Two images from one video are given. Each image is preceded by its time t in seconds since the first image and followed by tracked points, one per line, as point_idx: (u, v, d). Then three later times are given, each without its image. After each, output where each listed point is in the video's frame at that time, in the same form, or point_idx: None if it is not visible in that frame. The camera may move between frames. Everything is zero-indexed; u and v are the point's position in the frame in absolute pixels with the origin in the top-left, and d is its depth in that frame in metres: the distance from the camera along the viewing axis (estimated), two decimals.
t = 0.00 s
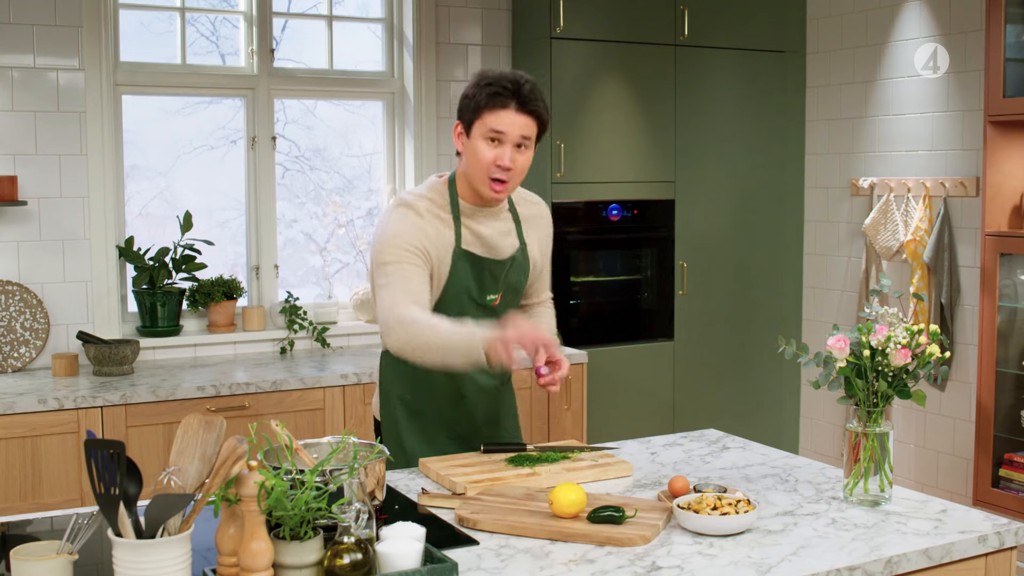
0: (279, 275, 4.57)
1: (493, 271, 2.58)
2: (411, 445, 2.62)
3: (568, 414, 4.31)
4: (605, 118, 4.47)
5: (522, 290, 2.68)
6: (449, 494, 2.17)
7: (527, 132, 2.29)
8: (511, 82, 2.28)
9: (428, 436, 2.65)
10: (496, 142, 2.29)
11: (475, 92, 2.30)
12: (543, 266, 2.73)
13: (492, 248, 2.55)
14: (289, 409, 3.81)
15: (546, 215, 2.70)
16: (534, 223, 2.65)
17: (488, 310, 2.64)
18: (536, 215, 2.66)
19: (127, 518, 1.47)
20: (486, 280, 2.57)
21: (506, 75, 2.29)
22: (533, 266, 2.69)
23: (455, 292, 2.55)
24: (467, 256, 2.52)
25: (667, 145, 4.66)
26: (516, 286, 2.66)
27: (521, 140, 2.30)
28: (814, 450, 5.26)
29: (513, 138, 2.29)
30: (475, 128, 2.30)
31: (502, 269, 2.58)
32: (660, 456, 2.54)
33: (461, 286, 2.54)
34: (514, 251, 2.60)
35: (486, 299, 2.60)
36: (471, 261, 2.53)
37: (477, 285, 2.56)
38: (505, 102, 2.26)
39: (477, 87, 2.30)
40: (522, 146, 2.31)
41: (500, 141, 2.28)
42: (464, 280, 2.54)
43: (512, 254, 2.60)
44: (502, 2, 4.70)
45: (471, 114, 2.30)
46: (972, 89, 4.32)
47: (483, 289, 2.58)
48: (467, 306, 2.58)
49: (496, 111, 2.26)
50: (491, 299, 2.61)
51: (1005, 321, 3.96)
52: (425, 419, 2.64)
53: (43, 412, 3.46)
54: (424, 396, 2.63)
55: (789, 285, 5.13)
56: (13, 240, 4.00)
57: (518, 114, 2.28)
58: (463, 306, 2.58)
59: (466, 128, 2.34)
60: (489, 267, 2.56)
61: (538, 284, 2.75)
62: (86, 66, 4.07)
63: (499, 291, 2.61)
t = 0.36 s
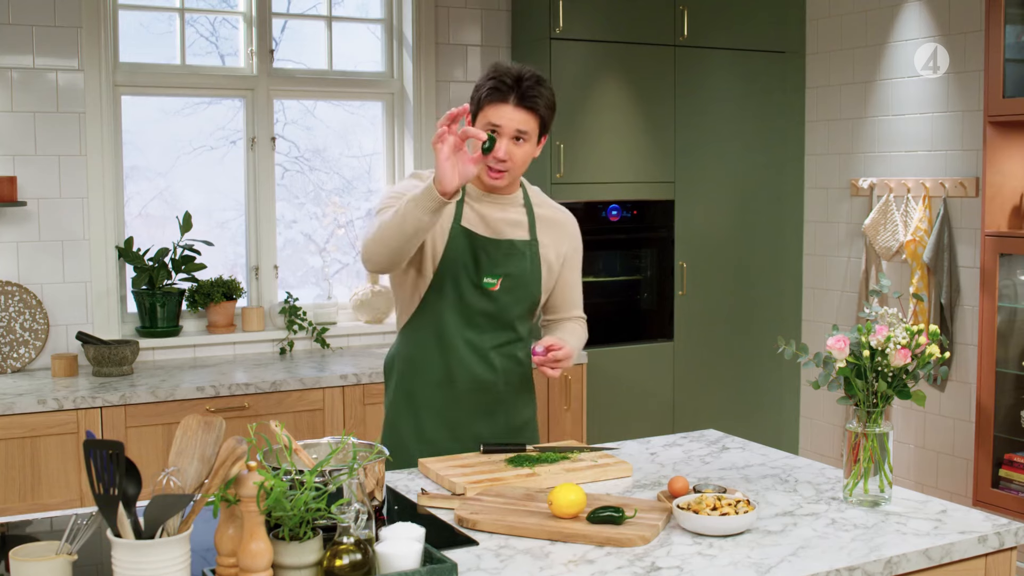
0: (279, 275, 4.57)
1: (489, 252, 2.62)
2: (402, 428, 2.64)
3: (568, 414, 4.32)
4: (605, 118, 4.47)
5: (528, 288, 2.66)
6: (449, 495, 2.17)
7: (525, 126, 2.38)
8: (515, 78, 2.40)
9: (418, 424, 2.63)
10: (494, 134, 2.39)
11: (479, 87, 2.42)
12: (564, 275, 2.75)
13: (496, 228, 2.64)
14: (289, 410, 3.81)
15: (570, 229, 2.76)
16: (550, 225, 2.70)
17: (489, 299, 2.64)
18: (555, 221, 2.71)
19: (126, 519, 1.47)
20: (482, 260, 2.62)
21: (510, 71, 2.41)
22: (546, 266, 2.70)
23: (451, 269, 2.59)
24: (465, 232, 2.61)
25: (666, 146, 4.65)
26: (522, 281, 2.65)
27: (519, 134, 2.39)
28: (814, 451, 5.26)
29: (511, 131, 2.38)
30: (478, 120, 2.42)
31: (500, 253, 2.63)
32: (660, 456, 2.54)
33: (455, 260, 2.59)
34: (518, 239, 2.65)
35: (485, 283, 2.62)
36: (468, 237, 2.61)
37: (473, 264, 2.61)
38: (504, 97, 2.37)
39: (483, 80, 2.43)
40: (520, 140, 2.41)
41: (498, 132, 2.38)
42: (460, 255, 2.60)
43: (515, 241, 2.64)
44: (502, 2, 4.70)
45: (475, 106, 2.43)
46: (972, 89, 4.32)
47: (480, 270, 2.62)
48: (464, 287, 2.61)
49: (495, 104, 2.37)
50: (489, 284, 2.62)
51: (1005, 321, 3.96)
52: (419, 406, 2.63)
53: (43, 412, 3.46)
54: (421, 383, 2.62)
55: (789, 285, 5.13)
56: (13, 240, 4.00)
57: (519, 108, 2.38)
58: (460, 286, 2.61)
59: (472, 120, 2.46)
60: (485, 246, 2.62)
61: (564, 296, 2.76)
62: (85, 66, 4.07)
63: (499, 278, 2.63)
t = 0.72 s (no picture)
0: (279, 275, 4.57)
1: (494, 246, 2.63)
2: (409, 426, 2.64)
3: (568, 414, 4.31)
4: (605, 117, 4.47)
5: (535, 281, 2.66)
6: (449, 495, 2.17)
7: (527, 120, 2.39)
8: (518, 73, 2.41)
9: (426, 421, 2.62)
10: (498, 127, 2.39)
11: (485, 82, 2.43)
12: (571, 271, 2.74)
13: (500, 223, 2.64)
14: (288, 410, 3.81)
15: (576, 225, 2.76)
16: (555, 221, 2.70)
17: (496, 293, 2.63)
18: (560, 217, 2.71)
19: (126, 519, 1.47)
20: (488, 254, 2.63)
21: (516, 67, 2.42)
22: (552, 260, 2.70)
23: (456, 262, 2.60)
24: (471, 227, 2.62)
25: (666, 146, 4.65)
26: (528, 274, 2.65)
27: (521, 128, 2.39)
28: (814, 450, 5.26)
29: (513, 124, 2.38)
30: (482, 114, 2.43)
31: (505, 246, 2.64)
32: (660, 456, 2.54)
33: (461, 255, 2.61)
34: (522, 233, 2.66)
35: (490, 275, 2.62)
36: (473, 231, 2.62)
37: (478, 257, 2.62)
38: (508, 91, 2.38)
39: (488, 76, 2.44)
40: (522, 134, 2.41)
41: (500, 125, 2.38)
42: (465, 249, 2.61)
43: (519, 234, 2.65)
44: (501, 2, 4.70)
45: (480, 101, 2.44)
46: (971, 89, 4.32)
47: (485, 263, 2.62)
48: (470, 281, 2.61)
49: (499, 97, 2.38)
50: (495, 276, 2.62)
51: (1005, 321, 3.95)
52: (426, 403, 2.62)
53: (42, 413, 3.46)
54: (428, 379, 2.62)
55: (789, 285, 5.13)
56: (12, 240, 4.00)
57: (521, 102, 2.38)
58: (466, 280, 2.61)
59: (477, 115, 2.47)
60: (490, 240, 2.63)
61: (572, 293, 2.75)
62: (85, 66, 4.07)
63: (504, 270, 2.63)
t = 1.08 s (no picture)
0: (279, 275, 4.57)
1: (497, 242, 2.62)
2: (416, 427, 2.64)
3: (567, 414, 4.31)
4: (605, 117, 4.47)
5: (538, 276, 2.66)
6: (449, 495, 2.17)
7: (514, 97, 2.42)
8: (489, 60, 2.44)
9: (432, 421, 2.62)
10: (491, 114, 2.42)
11: (458, 79, 2.46)
12: (573, 264, 2.78)
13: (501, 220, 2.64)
14: (288, 409, 3.80)
15: (576, 218, 2.78)
16: (556, 215, 2.72)
17: (501, 290, 2.62)
18: (561, 211, 2.73)
19: (125, 519, 1.47)
20: (491, 251, 2.62)
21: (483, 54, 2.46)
22: (555, 253, 2.72)
23: (461, 263, 2.59)
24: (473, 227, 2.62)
25: (665, 146, 4.65)
26: (532, 269, 2.64)
27: (513, 107, 2.42)
28: (814, 450, 5.26)
29: (505, 106, 2.41)
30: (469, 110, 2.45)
31: (508, 242, 2.64)
32: (660, 456, 2.54)
33: (465, 253, 2.59)
34: (523, 227, 2.66)
35: (495, 272, 2.61)
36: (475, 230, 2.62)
37: (483, 255, 2.61)
38: (487, 77, 2.42)
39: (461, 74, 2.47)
40: (516, 113, 2.43)
41: (493, 111, 2.41)
42: (469, 248, 2.60)
43: (520, 229, 2.65)
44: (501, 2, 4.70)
45: (461, 99, 2.46)
46: (971, 89, 4.32)
47: (489, 261, 2.61)
48: (475, 280, 2.60)
49: (482, 86, 2.41)
50: (499, 273, 2.61)
51: (1005, 321, 3.95)
52: (433, 403, 2.62)
53: (42, 412, 3.46)
54: (434, 379, 2.62)
55: (789, 285, 5.13)
56: (12, 240, 4.00)
57: (503, 84, 2.42)
58: (471, 278, 2.60)
59: (463, 115, 2.49)
60: (494, 238, 2.62)
61: (575, 285, 2.79)
62: (85, 66, 4.07)
63: (508, 266, 2.62)
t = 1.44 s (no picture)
0: (279, 275, 4.57)
1: (492, 245, 2.62)
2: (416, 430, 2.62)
3: (568, 414, 4.31)
4: (605, 116, 4.47)
5: (535, 274, 2.66)
6: (449, 494, 2.17)
7: (501, 104, 2.40)
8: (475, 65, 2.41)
9: (432, 423, 2.61)
10: (478, 124, 2.41)
11: (443, 87, 2.44)
12: (570, 261, 2.74)
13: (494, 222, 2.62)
14: (288, 409, 3.80)
15: (572, 214, 2.73)
16: (550, 213, 2.68)
17: (497, 291, 2.64)
18: (556, 209, 2.69)
19: (125, 519, 1.47)
20: (486, 254, 2.62)
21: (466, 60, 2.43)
22: (550, 252, 2.69)
23: (456, 268, 2.60)
24: (466, 230, 2.60)
25: (665, 145, 4.65)
26: (528, 269, 2.64)
27: (499, 115, 2.41)
28: (814, 450, 5.26)
29: (491, 115, 2.40)
30: (456, 118, 2.44)
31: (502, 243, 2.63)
32: (660, 456, 2.54)
33: (459, 258, 2.60)
34: (517, 227, 2.63)
35: (490, 275, 2.63)
36: (469, 234, 2.60)
37: (477, 259, 2.62)
38: (471, 85, 2.40)
39: (446, 79, 2.44)
40: (503, 119, 2.42)
41: (480, 120, 2.40)
42: (463, 252, 2.61)
43: (514, 230, 2.63)
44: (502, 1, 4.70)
45: (447, 107, 2.45)
46: (971, 89, 4.32)
47: (484, 263, 2.62)
48: (470, 282, 2.63)
49: (467, 96, 2.40)
50: (495, 275, 2.63)
51: (1005, 321, 3.95)
52: (433, 406, 2.61)
53: (41, 412, 3.45)
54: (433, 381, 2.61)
55: (789, 285, 5.13)
56: (12, 239, 4.00)
57: (489, 92, 2.40)
58: (467, 282, 2.62)
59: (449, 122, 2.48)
60: (488, 240, 2.61)
61: (573, 282, 2.75)
62: (85, 66, 4.07)
63: (504, 268, 2.63)
